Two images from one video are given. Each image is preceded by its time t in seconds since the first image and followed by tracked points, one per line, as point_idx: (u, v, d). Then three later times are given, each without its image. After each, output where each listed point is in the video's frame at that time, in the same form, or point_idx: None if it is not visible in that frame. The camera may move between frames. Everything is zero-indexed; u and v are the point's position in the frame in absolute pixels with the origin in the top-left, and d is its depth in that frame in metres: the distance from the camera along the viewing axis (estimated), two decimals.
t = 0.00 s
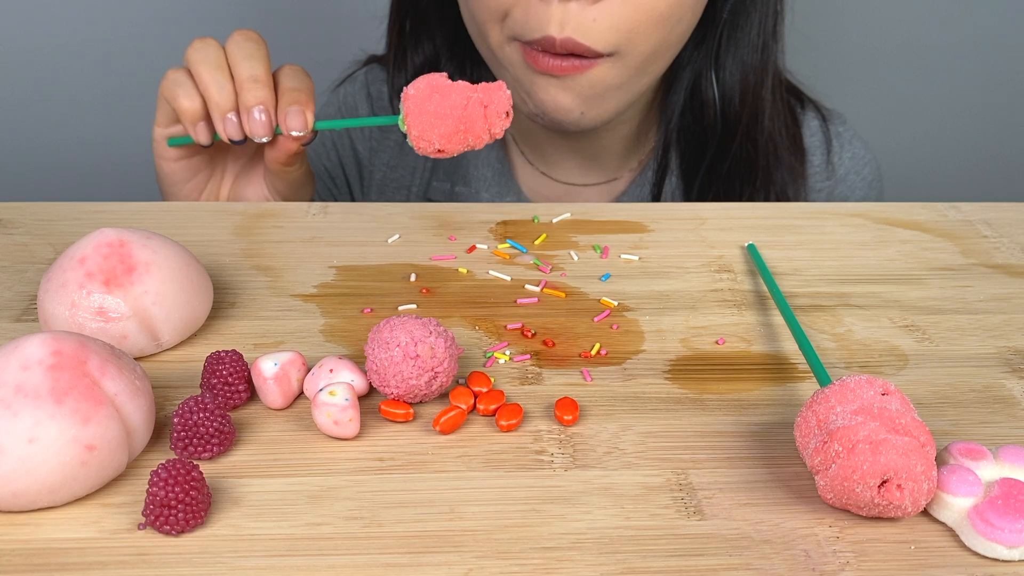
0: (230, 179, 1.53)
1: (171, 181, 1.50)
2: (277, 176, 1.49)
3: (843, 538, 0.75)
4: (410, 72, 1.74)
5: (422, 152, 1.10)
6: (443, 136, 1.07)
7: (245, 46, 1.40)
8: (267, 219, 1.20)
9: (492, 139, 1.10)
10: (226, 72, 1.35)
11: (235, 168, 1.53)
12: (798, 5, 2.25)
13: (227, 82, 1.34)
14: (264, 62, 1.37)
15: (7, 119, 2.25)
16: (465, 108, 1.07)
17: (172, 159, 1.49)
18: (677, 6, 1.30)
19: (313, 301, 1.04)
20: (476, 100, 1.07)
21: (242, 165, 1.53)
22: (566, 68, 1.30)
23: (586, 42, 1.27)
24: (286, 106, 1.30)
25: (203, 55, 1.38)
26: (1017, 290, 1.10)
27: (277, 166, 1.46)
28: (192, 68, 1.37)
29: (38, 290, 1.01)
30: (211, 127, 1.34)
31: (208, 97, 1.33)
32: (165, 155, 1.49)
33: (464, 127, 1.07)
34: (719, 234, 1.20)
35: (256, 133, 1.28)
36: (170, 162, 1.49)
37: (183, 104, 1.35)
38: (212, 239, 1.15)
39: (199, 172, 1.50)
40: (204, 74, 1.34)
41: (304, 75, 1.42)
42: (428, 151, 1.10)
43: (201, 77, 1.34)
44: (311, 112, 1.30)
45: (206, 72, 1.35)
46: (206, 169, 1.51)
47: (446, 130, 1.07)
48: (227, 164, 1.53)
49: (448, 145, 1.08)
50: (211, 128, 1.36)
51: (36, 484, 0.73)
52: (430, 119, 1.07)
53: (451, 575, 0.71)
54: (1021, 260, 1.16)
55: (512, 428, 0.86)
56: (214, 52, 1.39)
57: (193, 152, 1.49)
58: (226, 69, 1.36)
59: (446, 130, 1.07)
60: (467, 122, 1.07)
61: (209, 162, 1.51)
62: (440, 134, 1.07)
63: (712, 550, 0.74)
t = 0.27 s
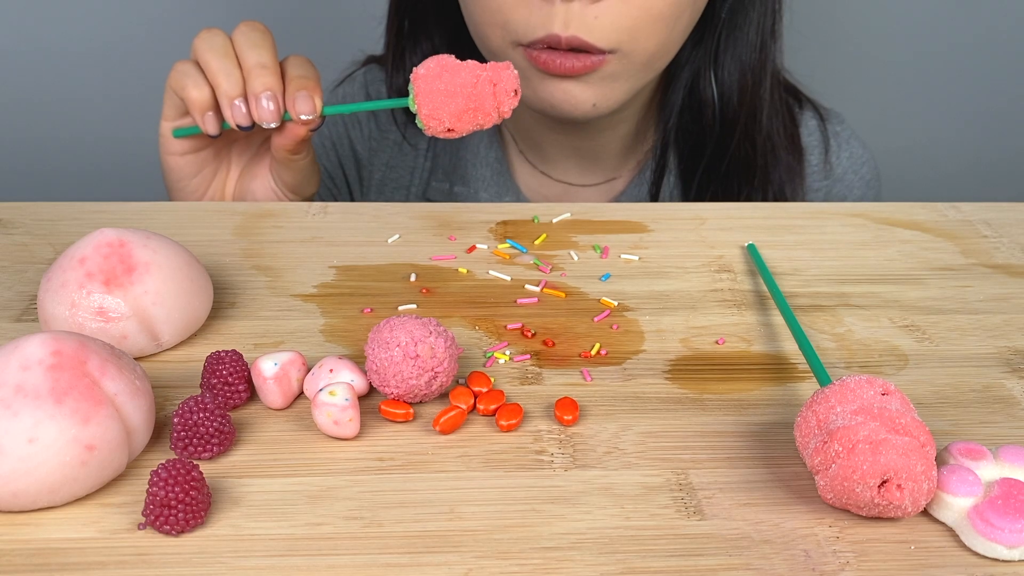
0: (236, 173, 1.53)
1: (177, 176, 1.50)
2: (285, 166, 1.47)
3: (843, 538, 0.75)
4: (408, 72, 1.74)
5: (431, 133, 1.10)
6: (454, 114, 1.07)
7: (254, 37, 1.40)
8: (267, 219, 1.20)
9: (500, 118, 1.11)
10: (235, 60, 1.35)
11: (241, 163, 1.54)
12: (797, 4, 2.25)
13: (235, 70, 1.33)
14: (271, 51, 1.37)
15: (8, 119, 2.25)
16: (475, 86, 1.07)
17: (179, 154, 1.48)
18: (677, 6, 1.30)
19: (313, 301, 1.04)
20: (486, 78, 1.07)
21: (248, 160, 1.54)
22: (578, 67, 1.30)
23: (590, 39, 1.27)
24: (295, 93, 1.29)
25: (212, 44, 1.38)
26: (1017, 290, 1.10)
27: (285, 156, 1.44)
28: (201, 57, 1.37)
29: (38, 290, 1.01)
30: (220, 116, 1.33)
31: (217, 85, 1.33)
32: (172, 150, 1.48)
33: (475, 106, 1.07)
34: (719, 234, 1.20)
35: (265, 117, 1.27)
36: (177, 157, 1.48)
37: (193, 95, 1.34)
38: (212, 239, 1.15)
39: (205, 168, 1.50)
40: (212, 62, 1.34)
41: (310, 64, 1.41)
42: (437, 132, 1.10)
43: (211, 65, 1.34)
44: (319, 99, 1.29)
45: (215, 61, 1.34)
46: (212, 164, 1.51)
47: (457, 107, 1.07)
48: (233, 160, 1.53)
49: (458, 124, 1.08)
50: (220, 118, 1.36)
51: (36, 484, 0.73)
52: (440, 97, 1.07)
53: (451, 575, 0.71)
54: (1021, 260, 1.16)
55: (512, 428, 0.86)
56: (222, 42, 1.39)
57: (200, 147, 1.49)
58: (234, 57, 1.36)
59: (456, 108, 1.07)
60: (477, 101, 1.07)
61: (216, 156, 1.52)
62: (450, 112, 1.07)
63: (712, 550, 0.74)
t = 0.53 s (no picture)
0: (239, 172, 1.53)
1: (181, 174, 1.50)
2: (289, 161, 1.46)
3: (843, 538, 0.75)
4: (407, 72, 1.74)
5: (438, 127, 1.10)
6: (461, 106, 1.07)
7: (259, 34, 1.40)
8: (267, 219, 1.20)
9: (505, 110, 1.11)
10: (241, 57, 1.35)
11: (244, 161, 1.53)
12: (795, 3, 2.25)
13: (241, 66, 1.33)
14: (277, 48, 1.37)
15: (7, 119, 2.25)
16: (481, 78, 1.07)
17: (183, 152, 1.48)
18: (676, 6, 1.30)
19: (313, 301, 1.04)
20: (491, 70, 1.08)
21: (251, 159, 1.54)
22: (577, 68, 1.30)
23: (589, 40, 1.27)
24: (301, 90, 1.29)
25: (218, 41, 1.38)
26: (1017, 290, 1.10)
27: (290, 151, 1.44)
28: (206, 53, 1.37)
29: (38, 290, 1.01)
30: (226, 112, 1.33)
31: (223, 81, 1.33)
32: (176, 148, 1.48)
33: (482, 98, 1.08)
34: (719, 234, 1.20)
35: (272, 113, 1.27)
36: (180, 155, 1.49)
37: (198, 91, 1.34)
38: (213, 239, 1.15)
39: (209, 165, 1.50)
40: (218, 58, 1.34)
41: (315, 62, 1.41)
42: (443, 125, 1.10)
43: (217, 62, 1.34)
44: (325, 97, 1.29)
45: (221, 57, 1.34)
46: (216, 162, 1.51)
47: (465, 99, 1.07)
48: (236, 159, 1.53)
49: (465, 117, 1.08)
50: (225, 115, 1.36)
51: (36, 485, 0.73)
52: (447, 90, 1.07)
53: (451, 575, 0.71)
54: (1021, 260, 1.16)
55: (512, 428, 0.86)
56: (227, 39, 1.39)
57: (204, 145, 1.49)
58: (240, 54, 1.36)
59: (464, 100, 1.07)
60: (484, 93, 1.08)
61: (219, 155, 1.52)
62: (458, 105, 1.07)
63: (712, 550, 0.74)
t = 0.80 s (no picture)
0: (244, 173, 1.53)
1: (186, 174, 1.50)
2: (294, 159, 1.46)
3: (843, 538, 0.75)
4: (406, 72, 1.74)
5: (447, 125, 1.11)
6: (471, 106, 1.08)
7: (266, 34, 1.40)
8: (267, 219, 1.20)
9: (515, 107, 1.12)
10: (248, 56, 1.35)
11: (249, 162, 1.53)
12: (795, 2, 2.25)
13: (248, 66, 1.33)
14: (284, 48, 1.37)
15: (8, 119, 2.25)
16: (491, 78, 1.07)
17: (188, 152, 1.49)
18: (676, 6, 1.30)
19: (313, 301, 1.04)
20: (500, 70, 1.08)
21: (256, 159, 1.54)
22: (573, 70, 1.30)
23: (587, 40, 1.26)
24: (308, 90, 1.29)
25: (225, 41, 1.38)
26: (1017, 290, 1.10)
27: (295, 149, 1.44)
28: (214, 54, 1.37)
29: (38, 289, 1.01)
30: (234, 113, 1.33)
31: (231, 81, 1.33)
32: (182, 148, 1.48)
33: (492, 97, 1.08)
34: (719, 234, 1.20)
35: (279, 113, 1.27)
36: (186, 155, 1.49)
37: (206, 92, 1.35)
38: (213, 239, 1.15)
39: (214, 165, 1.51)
40: (225, 59, 1.34)
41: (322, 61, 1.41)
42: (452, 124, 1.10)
43: (224, 62, 1.34)
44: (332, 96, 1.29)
45: (228, 57, 1.34)
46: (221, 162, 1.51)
47: (475, 99, 1.07)
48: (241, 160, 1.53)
49: (475, 116, 1.09)
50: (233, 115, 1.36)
51: (36, 485, 0.73)
52: (457, 90, 1.07)
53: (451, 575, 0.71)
54: (1021, 260, 1.16)
55: (512, 428, 0.86)
56: (234, 38, 1.39)
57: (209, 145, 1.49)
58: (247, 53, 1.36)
59: (474, 100, 1.07)
60: (494, 92, 1.08)
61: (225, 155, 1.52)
62: (467, 105, 1.08)
63: (712, 550, 0.74)
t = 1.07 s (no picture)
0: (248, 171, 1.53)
1: (190, 173, 1.50)
2: (297, 159, 1.46)
3: (843, 538, 0.75)
4: (408, 71, 1.74)
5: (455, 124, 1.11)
6: (478, 107, 1.08)
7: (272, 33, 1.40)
8: (268, 219, 1.20)
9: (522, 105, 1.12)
10: (254, 54, 1.35)
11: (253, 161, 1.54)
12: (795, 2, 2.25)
13: (254, 63, 1.33)
14: (290, 47, 1.37)
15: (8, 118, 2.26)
16: (498, 79, 1.07)
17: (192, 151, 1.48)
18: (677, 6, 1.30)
19: (313, 301, 1.04)
20: (508, 70, 1.07)
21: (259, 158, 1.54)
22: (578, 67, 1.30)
23: (591, 39, 1.26)
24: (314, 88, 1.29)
25: (231, 39, 1.38)
26: (1017, 290, 1.10)
27: (299, 148, 1.44)
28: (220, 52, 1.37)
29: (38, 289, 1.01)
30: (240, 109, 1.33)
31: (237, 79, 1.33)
32: (186, 147, 1.48)
33: (499, 97, 1.08)
34: (719, 234, 1.20)
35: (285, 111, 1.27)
36: (190, 153, 1.48)
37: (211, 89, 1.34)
38: (212, 239, 1.15)
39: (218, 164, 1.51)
40: (231, 56, 1.34)
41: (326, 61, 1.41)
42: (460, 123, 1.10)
43: (230, 60, 1.34)
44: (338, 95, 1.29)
45: (235, 55, 1.35)
46: (225, 161, 1.51)
47: (482, 99, 1.07)
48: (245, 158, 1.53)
49: (482, 116, 1.09)
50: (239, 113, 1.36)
51: (36, 485, 0.73)
52: (465, 90, 1.07)
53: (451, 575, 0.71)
54: (1021, 260, 1.16)
55: (512, 428, 0.86)
56: (240, 37, 1.39)
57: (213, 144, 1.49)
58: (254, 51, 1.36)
59: (481, 101, 1.07)
60: (501, 92, 1.08)
61: (228, 154, 1.52)
62: (475, 105, 1.08)
63: (713, 550, 0.74)
